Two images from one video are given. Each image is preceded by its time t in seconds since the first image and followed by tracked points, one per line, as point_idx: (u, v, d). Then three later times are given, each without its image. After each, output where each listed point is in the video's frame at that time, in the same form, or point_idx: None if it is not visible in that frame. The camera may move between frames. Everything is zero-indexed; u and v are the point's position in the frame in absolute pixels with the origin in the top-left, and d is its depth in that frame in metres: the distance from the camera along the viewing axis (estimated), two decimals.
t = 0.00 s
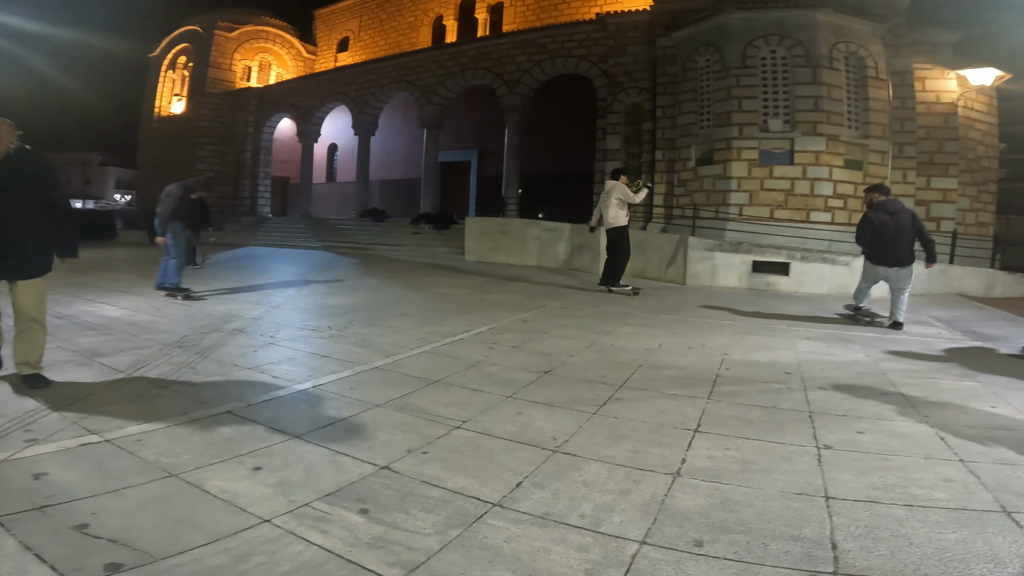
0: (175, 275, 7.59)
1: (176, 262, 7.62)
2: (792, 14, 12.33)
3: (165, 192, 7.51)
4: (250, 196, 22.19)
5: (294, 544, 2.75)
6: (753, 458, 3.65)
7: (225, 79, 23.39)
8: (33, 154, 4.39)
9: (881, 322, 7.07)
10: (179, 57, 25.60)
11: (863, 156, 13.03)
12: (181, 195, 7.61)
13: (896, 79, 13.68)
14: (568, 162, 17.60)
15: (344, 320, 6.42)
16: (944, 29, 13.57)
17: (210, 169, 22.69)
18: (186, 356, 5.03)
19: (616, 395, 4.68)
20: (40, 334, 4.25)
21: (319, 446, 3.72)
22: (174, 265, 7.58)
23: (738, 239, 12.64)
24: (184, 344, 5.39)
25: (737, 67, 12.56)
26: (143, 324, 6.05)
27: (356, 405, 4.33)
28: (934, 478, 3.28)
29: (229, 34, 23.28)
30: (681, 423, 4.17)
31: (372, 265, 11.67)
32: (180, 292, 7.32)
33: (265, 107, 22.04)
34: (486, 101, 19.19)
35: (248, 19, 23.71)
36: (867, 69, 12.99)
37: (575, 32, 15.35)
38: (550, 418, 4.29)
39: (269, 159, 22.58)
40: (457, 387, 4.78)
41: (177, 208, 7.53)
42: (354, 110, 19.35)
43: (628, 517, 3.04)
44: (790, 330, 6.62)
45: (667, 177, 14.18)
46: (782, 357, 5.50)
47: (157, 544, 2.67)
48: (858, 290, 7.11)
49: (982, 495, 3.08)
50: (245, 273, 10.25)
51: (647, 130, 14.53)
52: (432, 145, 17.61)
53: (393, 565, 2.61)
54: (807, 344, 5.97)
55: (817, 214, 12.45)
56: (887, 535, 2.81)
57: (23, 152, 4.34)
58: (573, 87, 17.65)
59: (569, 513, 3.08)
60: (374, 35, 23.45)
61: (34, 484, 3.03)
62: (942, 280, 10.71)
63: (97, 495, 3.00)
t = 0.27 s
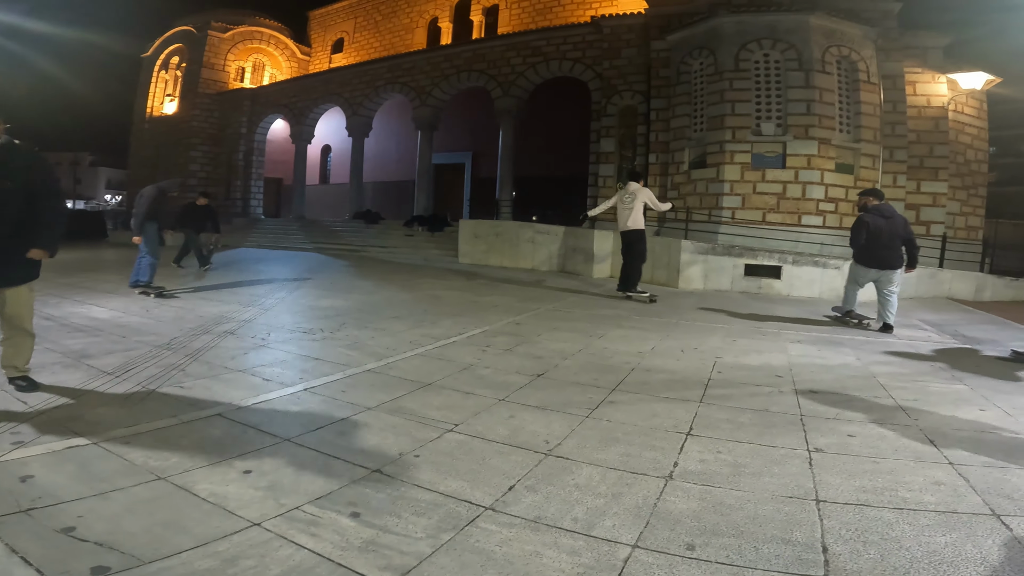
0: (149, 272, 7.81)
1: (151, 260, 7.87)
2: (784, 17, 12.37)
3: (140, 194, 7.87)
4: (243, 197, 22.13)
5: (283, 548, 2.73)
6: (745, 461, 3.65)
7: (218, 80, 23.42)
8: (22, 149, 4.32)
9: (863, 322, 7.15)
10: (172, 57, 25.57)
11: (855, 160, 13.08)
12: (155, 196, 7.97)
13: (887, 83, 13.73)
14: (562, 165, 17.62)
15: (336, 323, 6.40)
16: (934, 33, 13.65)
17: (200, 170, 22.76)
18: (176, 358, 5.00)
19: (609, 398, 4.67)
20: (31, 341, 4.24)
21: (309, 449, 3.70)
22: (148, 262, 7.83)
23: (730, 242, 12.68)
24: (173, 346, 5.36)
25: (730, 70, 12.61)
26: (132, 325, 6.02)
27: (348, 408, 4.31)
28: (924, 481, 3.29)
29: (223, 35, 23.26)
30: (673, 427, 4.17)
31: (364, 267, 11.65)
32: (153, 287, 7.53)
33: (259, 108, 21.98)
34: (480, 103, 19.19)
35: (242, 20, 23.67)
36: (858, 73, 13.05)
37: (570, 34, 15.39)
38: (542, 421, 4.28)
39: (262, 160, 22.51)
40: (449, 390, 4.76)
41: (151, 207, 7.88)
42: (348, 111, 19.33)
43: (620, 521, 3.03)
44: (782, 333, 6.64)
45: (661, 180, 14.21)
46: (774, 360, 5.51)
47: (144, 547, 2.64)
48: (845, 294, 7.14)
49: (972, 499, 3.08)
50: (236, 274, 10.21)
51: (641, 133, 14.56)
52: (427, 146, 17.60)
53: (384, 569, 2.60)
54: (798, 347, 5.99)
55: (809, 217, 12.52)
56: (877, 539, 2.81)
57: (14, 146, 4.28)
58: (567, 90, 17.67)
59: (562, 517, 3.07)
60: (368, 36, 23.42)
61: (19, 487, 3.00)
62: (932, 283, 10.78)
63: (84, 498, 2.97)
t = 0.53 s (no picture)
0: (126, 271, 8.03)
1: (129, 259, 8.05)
2: (778, 19, 12.41)
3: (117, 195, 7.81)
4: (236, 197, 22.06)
5: (277, 549, 2.72)
6: (738, 461, 3.66)
7: (212, 79, 23.29)
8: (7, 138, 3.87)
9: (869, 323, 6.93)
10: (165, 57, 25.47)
11: (847, 161, 13.10)
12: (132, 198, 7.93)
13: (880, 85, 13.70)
14: (556, 166, 17.60)
15: (330, 323, 6.37)
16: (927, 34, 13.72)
17: (194, 170, 22.65)
18: (168, 359, 4.98)
19: (603, 398, 4.68)
20: (20, 347, 3.89)
21: (303, 450, 3.69)
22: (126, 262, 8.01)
23: (723, 243, 12.66)
24: (166, 347, 5.33)
25: (724, 71, 12.63)
26: (124, 326, 5.99)
27: (341, 408, 4.30)
28: (916, 480, 3.31)
29: (216, 34, 23.17)
30: (667, 427, 4.18)
31: (358, 268, 11.64)
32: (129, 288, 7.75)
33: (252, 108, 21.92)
34: (475, 104, 19.19)
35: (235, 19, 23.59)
36: (851, 74, 13.09)
37: (565, 35, 15.45)
38: (537, 422, 4.27)
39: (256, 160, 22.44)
40: (443, 391, 4.75)
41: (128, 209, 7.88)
42: (343, 111, 19.29)
43: (614, 521, 3.04)
44: (775, 333, 6.66)
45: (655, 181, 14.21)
46: (767, 360, 5.52)
47: (136, 549, 2.63)
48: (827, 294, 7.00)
49: (963, 498, 3.09)
50: (229, 274, 10.18)
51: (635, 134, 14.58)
52: (421, 146, 17.59)
53: (378, 570, 2.59)
54: (791, 347, 6.01)
55: (802, 218, 12.49)
56: (870, 538, 2.82)
57: None
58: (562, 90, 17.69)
59: (557, 518, 3.07)
60: (363, 36, 23.37)
61: (10, 488, 2.98)
62: (924, 284, 10.84)
63: (75, 499, 2.95)
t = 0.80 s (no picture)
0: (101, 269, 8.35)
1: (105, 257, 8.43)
2: (771, 21, 12.44)
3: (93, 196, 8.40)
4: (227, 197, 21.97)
5: (267, 552, 2.70)
6: (730, 462, 3.66)
7: (203, 80, 23.18)
8: None
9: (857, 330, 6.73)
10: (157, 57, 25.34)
11: (837, 163, 13.19)
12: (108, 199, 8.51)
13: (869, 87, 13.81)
14: (550, 167, 17.63)
15: (321, 325, 6.35)
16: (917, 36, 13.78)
17: (185, 171, 22.58)
18: (157, 361, 4.94)
19: (595, 400, 4.67)
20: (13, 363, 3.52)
21: (293, 452, 3.67)
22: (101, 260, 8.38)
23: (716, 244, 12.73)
24: (154, 349, 5.30)
25: (717, 72, 12.66)
26: (112, 328, 5.94)
27: (332, 411, 4.27)
28: (906, 482, 3.31)
29: (208, 35, 23.07)
30: (659, 428, 4.18)
31: (350, 269, 11.60)
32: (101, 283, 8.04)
33: (245, 108, 21.84)
34: (469, 105, 19.18)
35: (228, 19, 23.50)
36: (842, 76, 13.15)
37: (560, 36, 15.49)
38: (529, 423, 4.27)
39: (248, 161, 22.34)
40: (435, 393, 4.73)
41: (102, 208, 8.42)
42: (336, 112, 19.25)
43: (607, 523, 3.03)
44: (766, 334, 6.67)
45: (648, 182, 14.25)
46: (758, 362, 5.53)
47: (124, 552, 2.61)
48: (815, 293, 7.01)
49: (952, 499, 3.10)
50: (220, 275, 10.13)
51: (628, 135, 14.63)
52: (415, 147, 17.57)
53: (369, 573, 2.58)
54: (782, 349, 6.02)
55: (793, 219, 12.54)
56: (860, 540, 2.82)
57: None
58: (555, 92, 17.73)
59: (549, 520, 3.07)
60: (356, 37, 23.31)
61: None
62: (914, 285, 10.91)
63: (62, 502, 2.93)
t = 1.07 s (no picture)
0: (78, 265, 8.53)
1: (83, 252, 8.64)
2: (762, 22, 12.46)
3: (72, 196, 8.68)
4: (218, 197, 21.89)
5: (258, 554, 2.69)
6: (722, 463, 3.67)
7: (194, 79, 23.06)
8: None
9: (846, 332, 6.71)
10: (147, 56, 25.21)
11: (828, 164, 13.26)
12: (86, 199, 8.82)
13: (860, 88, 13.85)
14: (543, 168, 17.64)
15: (313, 326, 6.32)
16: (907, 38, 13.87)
17: (175, 170, 22.46)
18: (146, 362, 4.91)
19: (588, 401, 4.67)
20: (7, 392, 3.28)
21: (285, 454, 3.65)
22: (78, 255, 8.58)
23: (707, 245, 12.76)
24: (143, 350, 5.26)
25: (709, 74, 12.69)
26: (100, 329, 5.89)
27: (324, 412, 4.25)
28: (895, 482, 3.33)
29: (200, 34, 22.96)
30: (652, 430, 4.18)
31: (342, 270, 11.55)
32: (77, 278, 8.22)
33: (236, 108, 21.77)
34: (462, 105, 19.16)
35: (220, 19, 23.40)
36: (833, 78, 13.18)
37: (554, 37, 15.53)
38: (522, 424, 4.26)
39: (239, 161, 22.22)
40: (427, 394, 4.72)
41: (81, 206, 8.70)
42: (328, 112, 19.21)
43: (600, 524, 3.03)
44: (758, 335, 6.69)
45: (641, 183, 14.27)
46: (750, 363, 5.54)
47: (112, 554, 2.58)
48: (804, 293, 7.03)
49: (942, 500, 3.11)
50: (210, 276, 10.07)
51: (621, 136, 14.67)
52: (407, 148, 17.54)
53: (360, 575, 2.57)
54: (774, 350, 6.04)
55: (785, 220, 12.57)
56: (851, 541, 2.82)
57: None
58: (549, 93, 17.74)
59: (541, 521, 3.06)
60: (350, 37, 23.27)
61: None
62: (905, 286, 10.98)
63: (49, 505, 2.90)
